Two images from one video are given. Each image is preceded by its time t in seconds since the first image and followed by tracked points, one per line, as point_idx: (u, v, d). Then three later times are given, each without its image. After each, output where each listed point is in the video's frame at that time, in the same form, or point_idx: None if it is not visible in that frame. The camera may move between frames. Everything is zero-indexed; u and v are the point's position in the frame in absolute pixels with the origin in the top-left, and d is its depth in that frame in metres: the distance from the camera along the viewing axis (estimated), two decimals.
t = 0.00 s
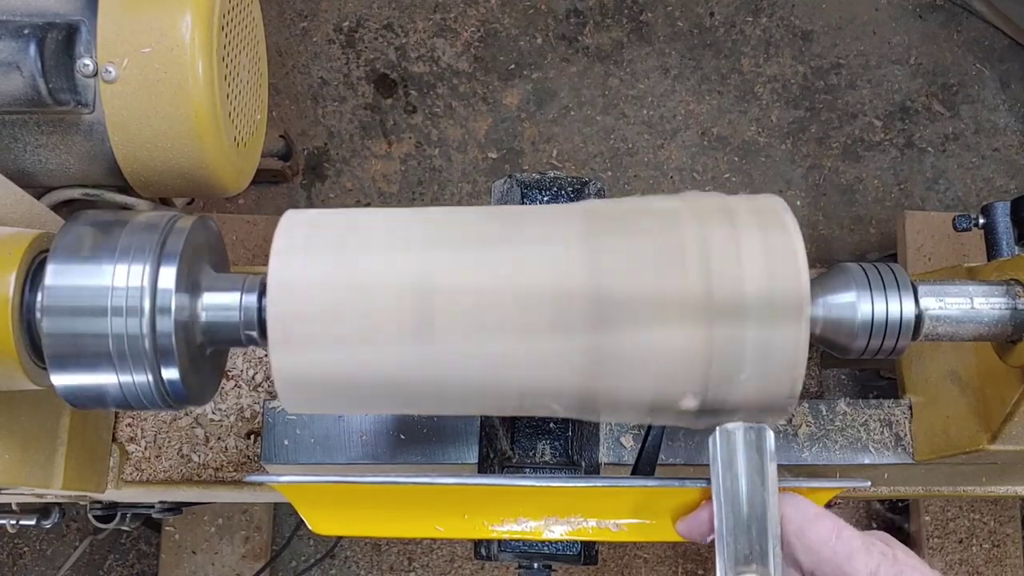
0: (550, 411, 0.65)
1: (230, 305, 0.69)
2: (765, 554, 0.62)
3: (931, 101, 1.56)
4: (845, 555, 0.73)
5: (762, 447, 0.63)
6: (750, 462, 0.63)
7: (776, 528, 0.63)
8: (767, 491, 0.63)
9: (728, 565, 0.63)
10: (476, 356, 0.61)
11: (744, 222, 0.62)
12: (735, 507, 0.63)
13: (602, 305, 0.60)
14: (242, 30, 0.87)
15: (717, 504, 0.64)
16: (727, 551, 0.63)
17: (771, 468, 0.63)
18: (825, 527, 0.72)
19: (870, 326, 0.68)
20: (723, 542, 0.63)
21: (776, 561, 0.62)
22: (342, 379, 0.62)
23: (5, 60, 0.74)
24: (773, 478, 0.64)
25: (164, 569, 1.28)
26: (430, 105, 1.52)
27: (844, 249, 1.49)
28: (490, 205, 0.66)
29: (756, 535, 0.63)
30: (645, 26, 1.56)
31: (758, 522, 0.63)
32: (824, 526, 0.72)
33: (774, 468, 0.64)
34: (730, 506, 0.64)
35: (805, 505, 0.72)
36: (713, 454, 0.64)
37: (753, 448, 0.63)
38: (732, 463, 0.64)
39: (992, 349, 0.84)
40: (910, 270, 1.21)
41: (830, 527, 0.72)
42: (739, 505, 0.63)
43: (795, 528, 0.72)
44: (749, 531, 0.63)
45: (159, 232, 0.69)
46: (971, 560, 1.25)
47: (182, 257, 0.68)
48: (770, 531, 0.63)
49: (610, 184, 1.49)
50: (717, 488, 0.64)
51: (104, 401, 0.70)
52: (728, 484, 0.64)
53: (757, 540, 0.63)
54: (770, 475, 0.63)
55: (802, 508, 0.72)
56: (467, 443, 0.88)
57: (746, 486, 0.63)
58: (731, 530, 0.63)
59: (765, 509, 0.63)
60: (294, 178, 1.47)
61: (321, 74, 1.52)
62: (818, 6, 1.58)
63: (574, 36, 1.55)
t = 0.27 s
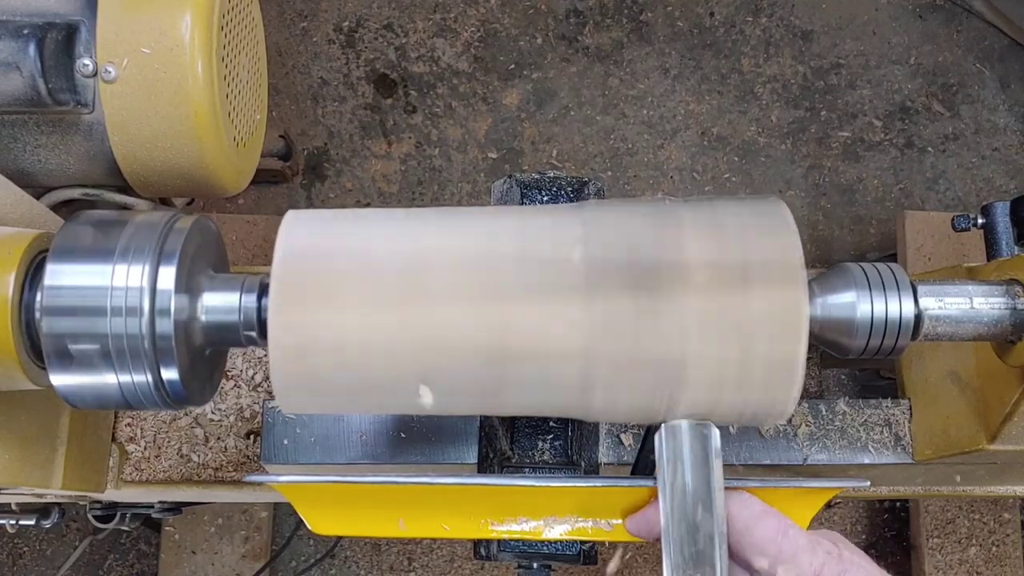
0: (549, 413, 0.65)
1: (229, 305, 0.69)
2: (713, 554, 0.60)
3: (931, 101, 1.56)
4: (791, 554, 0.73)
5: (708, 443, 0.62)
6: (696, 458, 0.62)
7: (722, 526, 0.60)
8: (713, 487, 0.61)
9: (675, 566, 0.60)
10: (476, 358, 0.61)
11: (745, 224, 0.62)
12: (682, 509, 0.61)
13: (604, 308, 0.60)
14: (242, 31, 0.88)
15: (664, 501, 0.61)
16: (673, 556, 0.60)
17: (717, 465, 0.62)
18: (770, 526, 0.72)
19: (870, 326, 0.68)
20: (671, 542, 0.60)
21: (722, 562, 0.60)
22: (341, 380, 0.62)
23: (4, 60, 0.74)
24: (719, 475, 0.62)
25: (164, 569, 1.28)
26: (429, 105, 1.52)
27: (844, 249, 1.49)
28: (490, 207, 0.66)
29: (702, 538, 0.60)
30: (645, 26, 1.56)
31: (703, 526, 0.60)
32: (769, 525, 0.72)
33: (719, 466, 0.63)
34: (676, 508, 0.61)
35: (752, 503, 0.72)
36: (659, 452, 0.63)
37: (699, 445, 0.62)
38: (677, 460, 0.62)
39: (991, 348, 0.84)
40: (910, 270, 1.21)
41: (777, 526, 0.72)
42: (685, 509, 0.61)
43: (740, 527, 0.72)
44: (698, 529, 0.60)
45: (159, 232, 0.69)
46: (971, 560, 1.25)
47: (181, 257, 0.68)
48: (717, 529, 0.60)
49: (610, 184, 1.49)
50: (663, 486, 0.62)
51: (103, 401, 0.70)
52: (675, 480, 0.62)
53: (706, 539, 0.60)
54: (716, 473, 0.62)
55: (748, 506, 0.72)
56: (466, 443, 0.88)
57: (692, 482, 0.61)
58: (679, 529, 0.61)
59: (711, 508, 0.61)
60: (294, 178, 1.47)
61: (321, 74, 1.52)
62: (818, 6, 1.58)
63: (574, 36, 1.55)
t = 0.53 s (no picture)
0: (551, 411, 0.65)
1: (230, 305, 0.69)
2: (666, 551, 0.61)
3: (931, 101, 1.56)
4: (744, 551, 0.72)
5: (658, 438, 0.63)
6: (648, 455, 0.63)
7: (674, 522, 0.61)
8: (663, 483, 0.62)
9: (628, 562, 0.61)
10: (477, 356, 0.61)
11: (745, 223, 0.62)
12: (634, 504, 0.62)
13: (605, 309, 0.60)
14: (242, 31, 0.88)
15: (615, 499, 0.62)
16: (628, 550, 0.61)
17: (667, 461, 0.63)
18: (723, 522, 0.71)
19: (870, 326, 0.68)
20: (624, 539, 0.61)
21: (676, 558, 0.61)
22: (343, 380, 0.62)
23: (4, 61, 0.74)
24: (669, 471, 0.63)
25: (164, 569, 1.28)
26: (429, 105, 1.52)
27: (844, 249, 1.49)
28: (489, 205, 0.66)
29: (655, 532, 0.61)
30: (645, 26, 1.56)
31: (656, 518, 0.61)
32: (723, 522, 0.71)
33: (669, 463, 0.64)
34: (629, 501, 0.62)
35: (706, 501, 0.71)
36: (610, 449, 0.63)
37: (648, 441, 0.63)
38: (628, 457, 0.63)
39: (991, 348, 0.84)
40: (911, 269, 1.21)
41: (730, 523, 0.71)
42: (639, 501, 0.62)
43: (693, 525, 0.71)
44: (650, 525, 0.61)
45: (159, 232, 0.69)
46: (971, 560, 1.25)
47: (181, 257, 0.68)
48: (669, 524, 0.61)
49: (610, 184, 1.49)
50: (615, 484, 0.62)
51: (103, 401, 0.70)
52: (626, 477, 0.62)
53: (659, 535, 0.61)
54: (666, 469, 0.63)
55: (701, 502, 0.71)
56: (466, 442, 0.88)
57: (643, 480, 0.62)
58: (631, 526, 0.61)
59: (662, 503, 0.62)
60: (294, 178, 1.47)
61: (321, 74, 1.52)
62: (818, 6, 1.58)
63: (574, 36, 1.55)
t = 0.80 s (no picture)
0: (551, 413, 0.65)
1: (230, 305, 0.69)
2: (620, 549, 0.62)
3: (931, 101, 1.56)
4: (697, 551, 0.71)
5: (614, 437, 0.64)
6: (605, 453, 0.64)
7: (626, 520, 0.62)
8: (617, 481, 0.63)
9: (581, 559, 0.62)
10: (476, 359, 0.61)
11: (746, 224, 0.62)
12: (588, 499, 0.63)
13: (606, 312, 0.60)
14: (242, 31, 0.88)
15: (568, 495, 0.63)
16: (581, 548, 0.62)
17: (621, 460, 0.64)
18: (677, 521, 0.70)
19: (870, 326, 0.68)
20: (577, 536, 0.62)
21: (628, 556, 0.62)
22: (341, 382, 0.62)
23: (5, 61, 0.74)
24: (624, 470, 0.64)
25: (164, 569, 1.28)
26: (429, 105, 1.52)
27: (844, 249, 1.49)
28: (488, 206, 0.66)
29: (609, 528, 0.62)
30: (645, 26, 1.56)
31: (608, 514, 0.62)
32: (677, 521, 0.70)
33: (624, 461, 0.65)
34: (584, 498, 0.63)
35: (662, 499, 0.71)
36: (566, 446, 0.64)
37: (605, 439, 0.64)
38: (583, 454, 0.64)
39: (991, 349, 0.84)
40: (911, 270, 1.21)
41: (684, 521, 0.71)
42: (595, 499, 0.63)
43: (648, 523, 0.70)
44: (604, 524, 0.62)
45: (159, 232, 0.69)
46: (971, 560, 1.25)
47: (182, 257, 0.68)
48: (623, 522, 0.62)
49: (610, 184, 1.49)
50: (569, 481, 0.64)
51: (103, 401, 0.70)
52: (579, 474, 0.64)
53: (611, 533, 0.62)
54: (622, 468, 0.64)
55: (656, 500, 0.70)
56: (467, 443, 0.88)
57: (596, 477, 0.63)
58: (585, 524, 0.62)
59: (615, 500, 0.63)
60: (294, 178, 1.47)
61: (321, 74, 1.52)
62: (818, 6, 1.58)
63: (574, 36, 1.55)
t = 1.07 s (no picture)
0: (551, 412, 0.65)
1: (229, 305, 0.69)
2: (586, 547, 0.61)
3: (931, 101, 1.56)
4: (662, 549, 0.70)
5: (575, 434, 0.63)
6: (567, 450, 0.63)
7: (591, 518, 0.62)
8: (579, 479, 0.62)
9: (546, 558, 0.61)
10: (476, 359, 0.61)
11: (747, 225, 0.62)
12: (551, 498, 0.61)
13: (607, 317, 0.60)
14: (242, 31, 0.88)
15: (531, 495, 0.62)
16: (545, 546, 0.61)
17: (583, 457, 0.63)
18: (642, 519, 0.69)
19: (869, 326, 0.68)
20: (541, 535, 0.61)
21: (592, 553, 0.61)
22: (341, 382, 0.62)
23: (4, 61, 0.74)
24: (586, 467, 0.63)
25: (164, 569, 1.28)
26: (429, 105, 1.52)
27: (844, 249, 1.49)
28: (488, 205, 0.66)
29: (575, 528, 0.61)
30: (645, 26, 1.56)
31: (572, 513, 0.61)
32: (642, 519, 0.69)
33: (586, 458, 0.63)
34: (549, 498, 0.61)
35: (627, 498, 0.69)
36: (527, 444, 0.63)
37: (566, 436, 0.63)
38: (544, 452, 0.63)
39: (991, 349, 0.84)
40: (910, 270, 1.21)
41: (649, 520, 0.69)
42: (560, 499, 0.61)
43: (612, 521, 0.69)
44: (567, 523, 0.61)
45: (159, 232, 0.69)
46: (970, 560, 1.25)
47: (181, 257, 0.68)
48: (587, 520, 0.61)
49: (610, 183, 1.49)
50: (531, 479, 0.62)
51: (103, 401, 0.70)
52: (542, 472, 0.62)
53: (575, 531, 0.61)
54: (584, 465, 0.62)
55: (621, 499, 0.69)
56: (466, 443, 0.88)
57: (560, 475, 0.62)
58: (550, 523, 0.61)
59: (578, 498, 0.62)
60: (294, 178, 1.47)
61: (321, 74, 1.52)
62: (818, 6, 1.58)
63: (574, 36, 1.55)
